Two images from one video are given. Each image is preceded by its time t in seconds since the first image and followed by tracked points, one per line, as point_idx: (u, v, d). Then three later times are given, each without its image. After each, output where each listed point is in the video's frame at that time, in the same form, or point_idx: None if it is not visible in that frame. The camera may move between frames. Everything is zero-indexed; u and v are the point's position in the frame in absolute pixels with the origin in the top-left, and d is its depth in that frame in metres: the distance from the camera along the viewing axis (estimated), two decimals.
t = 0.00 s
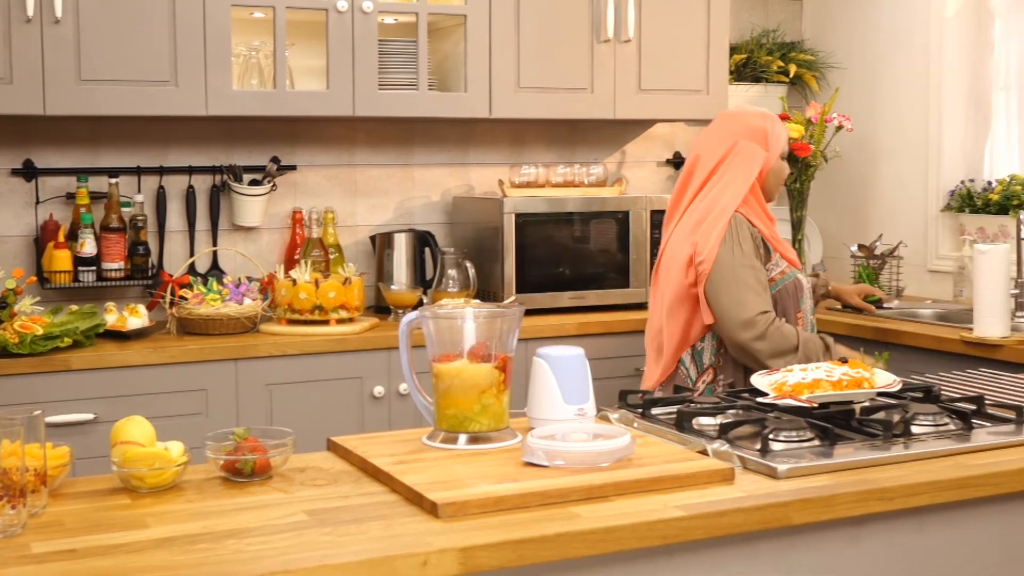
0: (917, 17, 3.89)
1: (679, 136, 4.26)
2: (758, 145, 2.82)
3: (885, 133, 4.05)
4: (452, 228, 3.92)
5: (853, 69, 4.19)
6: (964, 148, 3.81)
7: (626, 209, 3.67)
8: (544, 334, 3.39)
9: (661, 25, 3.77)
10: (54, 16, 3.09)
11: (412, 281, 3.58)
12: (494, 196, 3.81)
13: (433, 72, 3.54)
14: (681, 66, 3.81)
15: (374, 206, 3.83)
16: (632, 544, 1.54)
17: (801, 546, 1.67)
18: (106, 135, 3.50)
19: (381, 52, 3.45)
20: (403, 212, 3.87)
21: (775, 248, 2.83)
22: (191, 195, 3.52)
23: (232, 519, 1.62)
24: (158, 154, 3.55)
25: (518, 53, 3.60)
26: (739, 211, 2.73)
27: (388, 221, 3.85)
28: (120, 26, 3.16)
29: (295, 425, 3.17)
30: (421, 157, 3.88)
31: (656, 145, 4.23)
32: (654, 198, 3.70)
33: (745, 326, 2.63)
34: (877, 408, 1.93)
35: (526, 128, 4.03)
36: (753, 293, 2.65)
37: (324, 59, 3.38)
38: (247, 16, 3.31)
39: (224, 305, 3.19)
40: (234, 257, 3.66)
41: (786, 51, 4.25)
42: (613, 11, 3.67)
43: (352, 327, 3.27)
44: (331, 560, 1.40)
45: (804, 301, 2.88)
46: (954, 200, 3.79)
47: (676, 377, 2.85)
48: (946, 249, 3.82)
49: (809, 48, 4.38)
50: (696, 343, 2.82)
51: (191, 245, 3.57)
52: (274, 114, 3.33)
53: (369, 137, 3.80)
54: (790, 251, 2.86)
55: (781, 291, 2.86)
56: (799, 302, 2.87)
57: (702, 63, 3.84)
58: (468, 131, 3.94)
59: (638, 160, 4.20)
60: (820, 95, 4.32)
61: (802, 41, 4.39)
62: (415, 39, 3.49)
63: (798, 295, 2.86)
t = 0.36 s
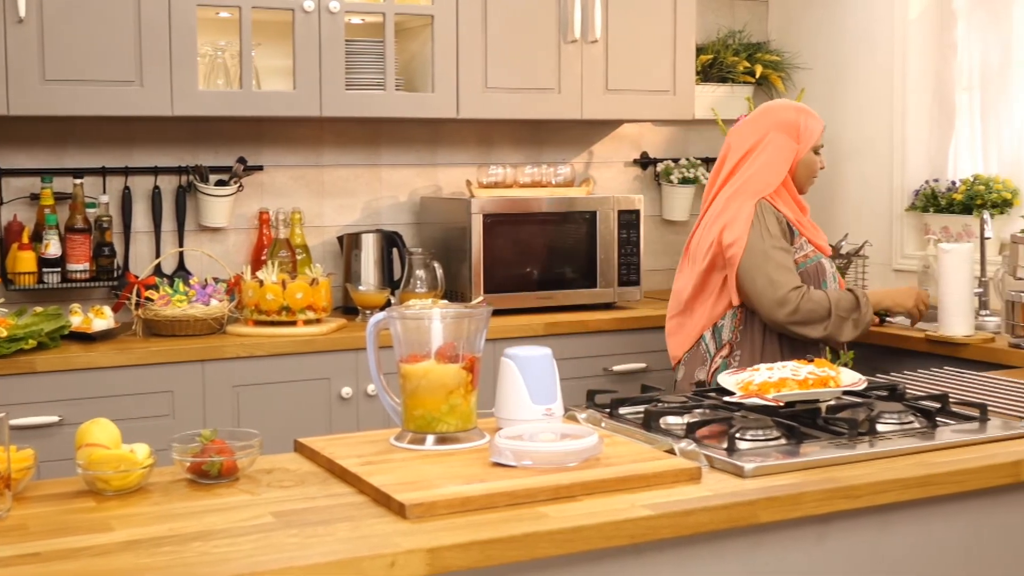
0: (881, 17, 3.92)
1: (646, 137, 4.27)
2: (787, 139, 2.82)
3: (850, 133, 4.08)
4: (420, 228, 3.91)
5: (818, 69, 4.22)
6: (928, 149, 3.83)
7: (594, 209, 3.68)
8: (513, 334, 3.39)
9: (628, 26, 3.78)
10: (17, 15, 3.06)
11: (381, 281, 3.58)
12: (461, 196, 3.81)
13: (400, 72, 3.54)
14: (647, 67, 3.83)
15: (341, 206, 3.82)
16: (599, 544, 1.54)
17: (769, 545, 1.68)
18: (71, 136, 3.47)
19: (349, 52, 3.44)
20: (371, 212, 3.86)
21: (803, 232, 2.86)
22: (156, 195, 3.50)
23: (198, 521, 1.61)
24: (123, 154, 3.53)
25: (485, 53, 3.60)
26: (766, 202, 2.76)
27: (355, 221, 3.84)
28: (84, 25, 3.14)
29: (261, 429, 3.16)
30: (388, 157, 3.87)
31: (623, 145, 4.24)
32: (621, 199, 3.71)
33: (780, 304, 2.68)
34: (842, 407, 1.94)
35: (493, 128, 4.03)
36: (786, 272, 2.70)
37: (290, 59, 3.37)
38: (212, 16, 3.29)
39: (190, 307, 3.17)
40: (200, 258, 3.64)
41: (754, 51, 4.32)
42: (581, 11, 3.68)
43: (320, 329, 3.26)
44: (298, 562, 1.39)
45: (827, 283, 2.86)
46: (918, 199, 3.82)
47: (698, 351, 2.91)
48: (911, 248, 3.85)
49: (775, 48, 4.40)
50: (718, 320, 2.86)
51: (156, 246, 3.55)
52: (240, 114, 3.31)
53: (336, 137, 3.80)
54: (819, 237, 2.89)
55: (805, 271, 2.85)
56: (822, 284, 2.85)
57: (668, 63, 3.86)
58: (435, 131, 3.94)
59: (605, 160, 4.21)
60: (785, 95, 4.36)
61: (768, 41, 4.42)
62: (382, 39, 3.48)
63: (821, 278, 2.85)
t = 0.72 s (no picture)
0: (848, 18, 3.94)
1: (615, 137, 4.28)
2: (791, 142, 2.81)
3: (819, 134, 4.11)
4: (390, 229, 3.90)
5: (786, 70, 4.24)
6: (895, 150, 3.85)
7: (564, 209, 3.68)
8: (484, 334, 3.39)
9: (597, 26, 3.79)
10: None
11: (351, 282, 3.57)
12: (431, 196, 3.81)
13: (369, 72, 3.53)
14: (616, 67, 3.84)
15: (310, 206, 3.81)
16: (569, 544, 1.54)
17: (738, 544, 1.68)
18: (38, 136, 3.45)
19: (317, 52, 3.43)
20: (341, 212, 3.85)
21: (798, 235, 2.86)
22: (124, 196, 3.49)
23: (166, 523, 1.60)
24: (91, 155, 3.51)
25: (455, 53, 3.60)
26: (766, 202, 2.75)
27: (325, 222, 3.83)
28: (49, 25, 3.12)
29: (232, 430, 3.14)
30: (358, 157, 3.86)
31: (593, 145, 4.24)
32: (591, 199, 3.72)
33: (771, 302, 2.66)
34: (811, 405, 1.96)
35: (463, 128, 4.03)
36: (780, 271, 2.68)
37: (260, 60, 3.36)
38: (180, 15, 3.27)
39: (159, 308, 3.16)
40: (169, 258, 3.62)
41: (721, 52, 4.33)
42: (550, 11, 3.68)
43: (290, 329, 3.26)
44: (267, 564, 1.39)
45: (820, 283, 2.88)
46: (886, 199, 3.84)
47: (690, 346, 2.87)
48: (879, 248, 3.87)
49: (744, 49, 4.42)
50: (712, 315, 2.83)
51: (124, 247, 3.54)
52: (209, 114, 3.30)
53: (305, 137, 3.79)
54: (813, 242, 2.89)
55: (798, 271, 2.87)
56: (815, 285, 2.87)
57: (637, 63, 3.87)
58: (405, 131, 3.93)
59: (575, 160, 4.22)
60: (754, 95, 4.39)
61: (737, 42, 4.44)
62: (352, 39, 3.47)
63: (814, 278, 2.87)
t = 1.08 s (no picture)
0: (819, 18, 3.96)
1: (588, 137, 4.28)
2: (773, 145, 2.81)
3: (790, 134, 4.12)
4: (363, 229, 3.90)
5: (758, 70, 4.25)
6: (866, 151, 3.87)
7: (537, 209, 3.69)
8: (458, 335, 3.40)
9: (569, 26, 3.80)
10: None
11: (324, 283, 3.56)
12: (404, 196, 3.80)
13: (342, 73, 3.53)
14: (589, 68, 3.85)
15: (282, 207, 3.79)
16: (542, 544, 1.53)
17: (710, 543, 1.68)
18: (6, 136, 3.42)
19: (289, 52, 3.42)
20: (313, 212, 3.84)
21: (780, 238, 2.86)
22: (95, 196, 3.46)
23: (138, 525, 1.59)
24: (61, 156, 3.49)
25: (427, 53, 3.60)
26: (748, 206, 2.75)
27: (297, 222, 3.82)
28: (18, 25, 3.10)
29: (204, 432, 3.13)
30: (330, 158, 3.86)
31: (566, 145, 4.25)
32: (564, 199, 3.72)
33: (748, 307, 2.65)
34: (783, 404, 1.96)
35: (436, 128, 4.02)
36: (758, 276, 2.67)
37: (232, 60, 3.35)
38: (151, 15, 3.25)
39: (130, 309, 3.14)
40: (140, 260, 3.61)
41: (694, 52, 4.37)
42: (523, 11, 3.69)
43: (263, 329, 3.25)
44: (239, 566, 1.38)
45: (802, 287, 2.90)
46: (856, 199, 3.87)
47: (673, 351, 2.86)
48: (850, 248, 3.90)
49: (716, 49, 4.44)
50: (696, 321, 2.83)
51: (95, 249, 3.52)
52: (180, 115, 3.29)
53: (277, 137, 3.78)
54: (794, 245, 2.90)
55: (779, 276, 2.87)
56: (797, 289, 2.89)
57: (610, 63, 3.88)
58: (377, 131, 3.92)
59: (548, 160, 4.22)
60: (726, 96, 4.40)
61: (708, 42, 4.46)
62: (324, 39, 3.46)
63: (796, 283, 2.88)
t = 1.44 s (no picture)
0: (792, 19, 3.98)
1: (563, 137, 4.29)
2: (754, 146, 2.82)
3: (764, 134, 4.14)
4: (338, 229, 3.89)
5: (731, 70, 4.27)
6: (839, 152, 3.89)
7: (512, 210, 3.69)
8: (432, 335, 3.39)
9: (543, 27, 3.80)
10: None
11: (298, 284, 3.56)
12: (379, 197, 3.80)
13: (316, 73, 3.52)
14: (563, 68, 3.85)
15: (256, 207, 3.78)
16: (517, 544, 1.53)
17: (685, 542, 1.68)
18: None
19: (263, 52, 3.41)
20: (288, 212, 3.83)
21: (758, 241, 2.86)
22: (68, 196, 3.45)
23: (112, 528, 1.58)
24: (33, 156, 3.47)
25: (402, 53, 3.59)
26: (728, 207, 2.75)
27: (272, 223, 3.81)
28: None
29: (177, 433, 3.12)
30: (304, 158, 3.85)
31: (540, 145, 4.25)
32: (539, 199, 3.73)
33: (723, 310, 2.65)
34: (757, 404, 1.97)
35: (411, 128, 4.02)
36: (735, 280, 2.67)
37: (206, 59, 3.33)
38: (124, 15, 3.24)
39: (103, 309, 3.13)
40: (114, 261, 3.59)
41: (668, 52, 4.38)
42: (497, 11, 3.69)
43: (237, 330, 3.24)
44: (213, 568, 1.37)
45: (782, 291, 2.89)
46: (830, 199, 3.90)
47: (651, 352, 2.86)
48: (824, 248, 3.93)
49: (690, 50, 4.45)
50: (675, 323, 2.83)
51: (68, 250, 3.50)
52: (154, 115, 3.28)
53: (251, 137, 3.76)
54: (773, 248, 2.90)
55: (759, 280, 2.87)
56: (777, 292, 2.89)
57: (584, 63, 3.89)
58: (351, 131, 3.92)
59: (523, 160, 4.22)
60: (700, 96, 4.42)
61: (682, 42, 4.47)
62: (298, 39, 3.45)
63: (775, 286, 2.88)
